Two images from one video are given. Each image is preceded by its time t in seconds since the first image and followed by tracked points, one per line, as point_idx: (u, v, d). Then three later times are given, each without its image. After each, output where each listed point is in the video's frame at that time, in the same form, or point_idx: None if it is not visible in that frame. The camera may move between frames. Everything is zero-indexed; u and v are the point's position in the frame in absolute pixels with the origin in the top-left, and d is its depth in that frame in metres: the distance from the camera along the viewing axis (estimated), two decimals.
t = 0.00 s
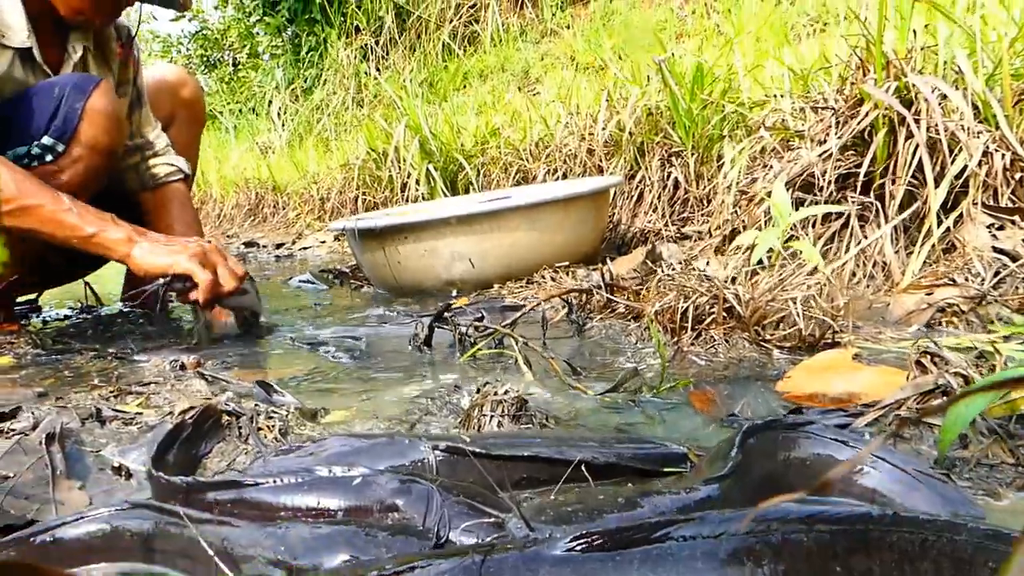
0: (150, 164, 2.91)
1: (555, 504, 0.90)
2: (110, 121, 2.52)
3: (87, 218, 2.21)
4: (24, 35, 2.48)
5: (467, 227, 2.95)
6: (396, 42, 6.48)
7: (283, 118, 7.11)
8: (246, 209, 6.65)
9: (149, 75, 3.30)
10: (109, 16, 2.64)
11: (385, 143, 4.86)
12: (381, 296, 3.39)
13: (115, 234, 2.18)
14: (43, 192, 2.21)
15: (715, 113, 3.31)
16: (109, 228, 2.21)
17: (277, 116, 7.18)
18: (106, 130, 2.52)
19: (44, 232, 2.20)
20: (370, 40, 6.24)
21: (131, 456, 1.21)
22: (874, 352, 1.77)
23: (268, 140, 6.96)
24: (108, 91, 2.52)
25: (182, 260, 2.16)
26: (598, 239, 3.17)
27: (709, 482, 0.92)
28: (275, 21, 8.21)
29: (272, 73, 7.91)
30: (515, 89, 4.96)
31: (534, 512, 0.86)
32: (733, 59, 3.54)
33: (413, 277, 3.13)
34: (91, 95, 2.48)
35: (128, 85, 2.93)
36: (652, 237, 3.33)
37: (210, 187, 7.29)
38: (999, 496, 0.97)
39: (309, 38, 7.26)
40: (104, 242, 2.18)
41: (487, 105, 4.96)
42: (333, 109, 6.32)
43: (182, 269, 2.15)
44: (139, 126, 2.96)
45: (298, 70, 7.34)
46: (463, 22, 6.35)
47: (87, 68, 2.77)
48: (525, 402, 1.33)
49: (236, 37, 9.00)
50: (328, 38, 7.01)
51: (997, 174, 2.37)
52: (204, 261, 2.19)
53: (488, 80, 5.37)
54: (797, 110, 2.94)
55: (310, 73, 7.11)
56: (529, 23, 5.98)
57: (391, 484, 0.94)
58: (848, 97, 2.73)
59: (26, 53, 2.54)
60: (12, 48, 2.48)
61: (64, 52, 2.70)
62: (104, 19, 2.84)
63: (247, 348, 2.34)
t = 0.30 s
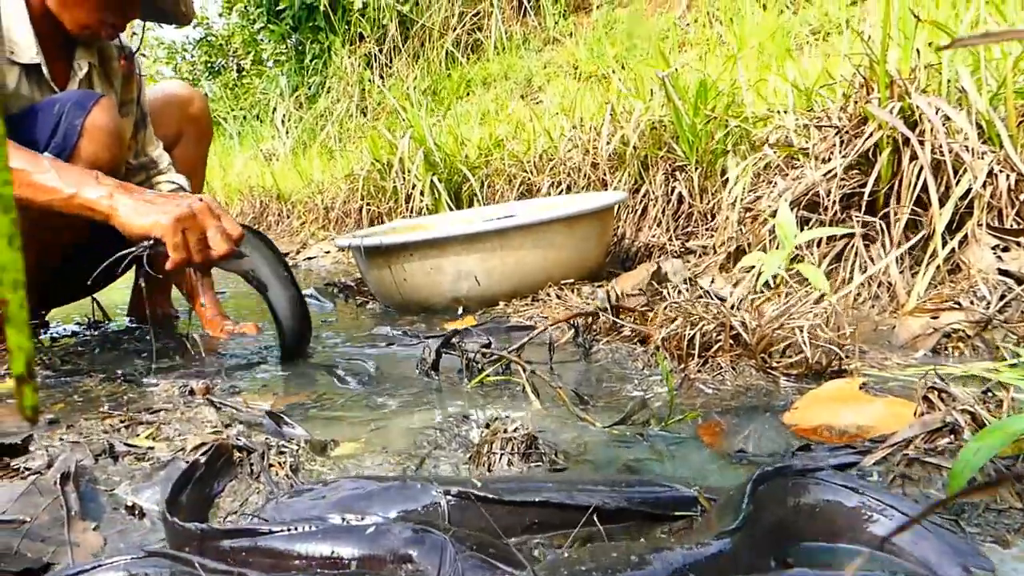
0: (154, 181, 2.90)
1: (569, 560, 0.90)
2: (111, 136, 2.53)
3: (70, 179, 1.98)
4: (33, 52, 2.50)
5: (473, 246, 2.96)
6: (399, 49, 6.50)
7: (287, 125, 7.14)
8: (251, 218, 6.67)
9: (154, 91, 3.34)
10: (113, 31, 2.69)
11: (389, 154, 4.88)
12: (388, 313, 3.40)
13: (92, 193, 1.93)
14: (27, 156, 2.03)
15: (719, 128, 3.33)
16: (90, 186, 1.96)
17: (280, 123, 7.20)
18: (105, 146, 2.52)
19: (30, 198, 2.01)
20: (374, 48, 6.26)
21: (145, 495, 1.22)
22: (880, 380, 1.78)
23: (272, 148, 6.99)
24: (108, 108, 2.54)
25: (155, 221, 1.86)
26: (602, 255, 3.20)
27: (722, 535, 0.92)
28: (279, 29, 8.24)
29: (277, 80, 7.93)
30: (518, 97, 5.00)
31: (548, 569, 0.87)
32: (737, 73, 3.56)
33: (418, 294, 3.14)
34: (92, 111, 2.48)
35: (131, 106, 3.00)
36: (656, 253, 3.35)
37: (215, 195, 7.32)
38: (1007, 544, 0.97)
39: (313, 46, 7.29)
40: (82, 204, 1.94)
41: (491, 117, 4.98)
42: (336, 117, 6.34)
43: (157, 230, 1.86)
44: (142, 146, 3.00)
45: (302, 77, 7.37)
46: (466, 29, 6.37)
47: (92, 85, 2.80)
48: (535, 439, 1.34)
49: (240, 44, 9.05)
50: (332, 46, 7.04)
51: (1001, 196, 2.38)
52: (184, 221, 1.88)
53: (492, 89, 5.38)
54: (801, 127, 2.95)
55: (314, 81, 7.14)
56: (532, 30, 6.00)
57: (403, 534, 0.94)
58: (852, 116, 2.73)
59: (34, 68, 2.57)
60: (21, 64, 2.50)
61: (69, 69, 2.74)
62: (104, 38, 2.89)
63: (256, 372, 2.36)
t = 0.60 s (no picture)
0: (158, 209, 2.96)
1: None
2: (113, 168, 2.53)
3: (64, 176, 1.93)
4: (45, 79, 2.52)
5: (478, 270, 2.97)
6: (403, 64, 6.53)
7: (291, 140, 7.18)
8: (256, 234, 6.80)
9: (160, 114, 3.36)
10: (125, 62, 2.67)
11: (393, 172, 4.91)
12: (394, 335, 3.42)
13: (85, 190, 1.87)
14: (22, 155, 1.98)
15: (722, 149, 3.35)
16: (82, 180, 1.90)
17: (284, 138, 7.22)
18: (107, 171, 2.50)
19: (26, 198, 1.97)
20: (378, 63, 6.29)
21: (157, 536, 1.23)
22: (887, 413, 1.79)
23: (276, 162, 7.03)
24: (111, 133, 2.53)
25: (150, 215, 1.81)
26: (606, 277, 3.23)
27: None
28: (283, 43, 8.28)
29: (281, 95, 7.97)
30: (522, 115, 5.04)
31: None
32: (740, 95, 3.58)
33: (424, 317, 3.14)
34: (93, 136, 2.48)
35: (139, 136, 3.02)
36: (661, 274, 3.37)
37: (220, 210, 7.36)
38: None
39: (317, 61, 7.34)
40: (77, 201, 1.89)
41: (495, 134, 5.01)
42: (340, 132, 6.38)
43: (153, 225, 1.81)
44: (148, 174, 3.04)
45: (306, 92, 7.41)
46: (470, 45, 6.42)
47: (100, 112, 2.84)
48: (543, 480, 1.36)
49: (244, 58, 9.11)
50: (336, 61, 7.08)
51: (1005, 223, 2.39)
52: (181, 215, 1.83)
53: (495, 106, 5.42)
54: (804, 150, 2.97)
55: (318, 95, 7.18)
56: (536, 45, 6.05)
57: None
58: (854, 141, 2.74)
59: (43, 96, 2.59)
60: (31, 91, 2.53)
61: (78, 97, 2.78)
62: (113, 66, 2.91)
63: (264, 399, 2.38)
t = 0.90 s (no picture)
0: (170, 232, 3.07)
1: None
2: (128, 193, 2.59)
3: (87, 185, 1.94)
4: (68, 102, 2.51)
5: (485, 296, 2.98)
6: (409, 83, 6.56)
7: (298, 157, 7.22)
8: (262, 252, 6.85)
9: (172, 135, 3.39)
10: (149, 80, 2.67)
11: (400, 192, 4.94)
12: (400, 358, 3.43)
13: (109, 198, 1.88)
14: (45, 164, 1.99)
15: (729, 176, 3.37)
16: (105, 189, 1.91)
17: (291, 154, 7.25)
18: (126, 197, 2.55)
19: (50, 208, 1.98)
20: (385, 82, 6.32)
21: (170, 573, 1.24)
22: (894, 451, 1.80)
23: (282, 179, 7.08)
24: (129, 160, 2.55)
25: (171, 222, 1.82)
26: (613, 303, 3.24)
27: None
28: (289, 61, 8.34)
29: (287, 112, 8.02)
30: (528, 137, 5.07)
31: None
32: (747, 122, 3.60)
33: (430, 342, 3.16)
34: (113, 163, 2.50)
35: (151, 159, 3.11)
36: (667, 300, 3.38)
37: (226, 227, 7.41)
38: None
39: (324, 79, 7.38)
40: (100, 209, 1.90)
41: (501, 154, 5.03)
42: (347, 150, 6.42)
43: (175, 232, 1.82)
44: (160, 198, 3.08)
45: (313, 110, 7.45)
46: (476, 64, 6.46)
47: (116, 137, 2.87)
48: (552, 519, 1.37)
49: (251, 73, 9.18)
50: (343, 78, 7.12)
51: (1012, 258, 2.39)
52: (202, 223, 1.84)
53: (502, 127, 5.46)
54: (811, 179, 2.99)
55: (325, 113, 7.23)
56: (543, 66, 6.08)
57: None
58: (861, 172, 2.77)
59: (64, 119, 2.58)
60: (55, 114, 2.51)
61: (96, 121, 2.80)
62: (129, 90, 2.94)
63: (272, 426, 2.39)
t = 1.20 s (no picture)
0: (182, 245, 3.08)
1: None
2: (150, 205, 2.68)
3: (149, 173, 2.00)
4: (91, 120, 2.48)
5: (495, 309, 2.99)
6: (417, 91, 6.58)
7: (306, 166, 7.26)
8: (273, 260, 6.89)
9: (181, 149, 3.42)
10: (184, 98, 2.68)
11: (409, 202, 4.96)
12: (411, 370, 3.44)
13: (177, 183, 1.96)
14: (97, 156, 2.01)
15: (739, 188, 3.37)
16: (170, 175, 1.98)
17: (299, 163, 7.28)
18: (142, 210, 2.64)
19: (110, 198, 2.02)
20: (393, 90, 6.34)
21: None
22: (908, 470, 1.80)
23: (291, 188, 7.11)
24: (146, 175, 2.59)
25: (246, 198, 1.99)
26: (623, 316, 3.25)
27: None
28: (297, 69, 8.38)
29: (295, 120, 8.06)
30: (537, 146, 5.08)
31: None
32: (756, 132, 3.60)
33: (441, 355, 3.17)
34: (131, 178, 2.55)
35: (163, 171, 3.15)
36: (677, 312, 3.39)
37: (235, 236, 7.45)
38: None
39: (332, 87, 7.40)
40: (168, 193, 1.97)
41: (509, 163, 5.05)
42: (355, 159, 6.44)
43: (249, 207, 1.99)
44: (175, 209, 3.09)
45: (320, 118, 7.48)
46: (484, 72, 6.47)
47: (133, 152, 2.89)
48: (567, 542, 1.38)
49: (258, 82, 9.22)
50: (351, 87, 7.15)
51: None
52: (271, 193, 2.03)
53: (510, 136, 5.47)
54: (822, 193, 2.99)
55: (332, 121, 7.26)
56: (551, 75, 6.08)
57: None
58: (873, 186, 2.77)
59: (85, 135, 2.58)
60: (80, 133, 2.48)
61: (115, 135, 2.81)
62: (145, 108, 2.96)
63: (285, 441, 2.40)
